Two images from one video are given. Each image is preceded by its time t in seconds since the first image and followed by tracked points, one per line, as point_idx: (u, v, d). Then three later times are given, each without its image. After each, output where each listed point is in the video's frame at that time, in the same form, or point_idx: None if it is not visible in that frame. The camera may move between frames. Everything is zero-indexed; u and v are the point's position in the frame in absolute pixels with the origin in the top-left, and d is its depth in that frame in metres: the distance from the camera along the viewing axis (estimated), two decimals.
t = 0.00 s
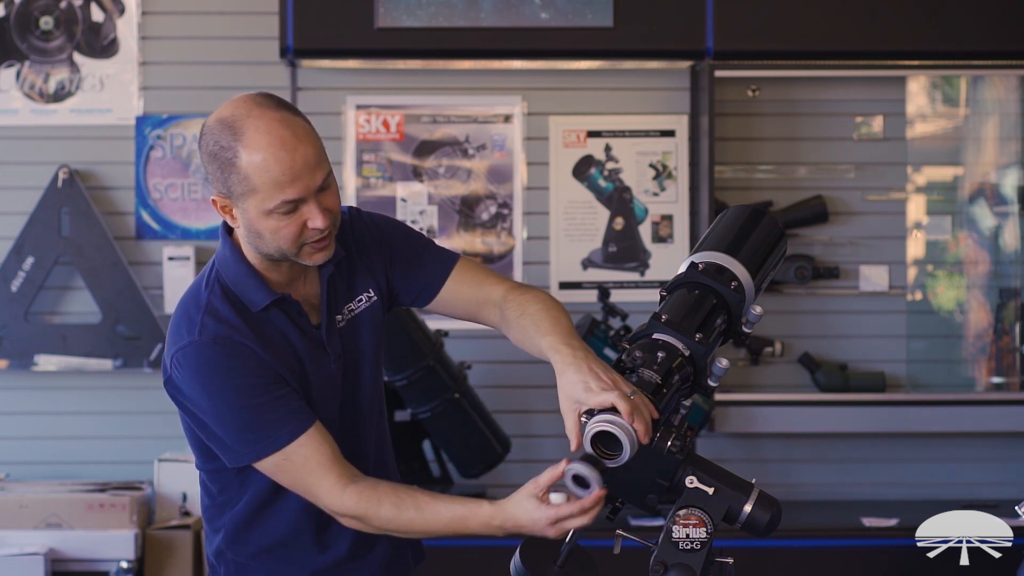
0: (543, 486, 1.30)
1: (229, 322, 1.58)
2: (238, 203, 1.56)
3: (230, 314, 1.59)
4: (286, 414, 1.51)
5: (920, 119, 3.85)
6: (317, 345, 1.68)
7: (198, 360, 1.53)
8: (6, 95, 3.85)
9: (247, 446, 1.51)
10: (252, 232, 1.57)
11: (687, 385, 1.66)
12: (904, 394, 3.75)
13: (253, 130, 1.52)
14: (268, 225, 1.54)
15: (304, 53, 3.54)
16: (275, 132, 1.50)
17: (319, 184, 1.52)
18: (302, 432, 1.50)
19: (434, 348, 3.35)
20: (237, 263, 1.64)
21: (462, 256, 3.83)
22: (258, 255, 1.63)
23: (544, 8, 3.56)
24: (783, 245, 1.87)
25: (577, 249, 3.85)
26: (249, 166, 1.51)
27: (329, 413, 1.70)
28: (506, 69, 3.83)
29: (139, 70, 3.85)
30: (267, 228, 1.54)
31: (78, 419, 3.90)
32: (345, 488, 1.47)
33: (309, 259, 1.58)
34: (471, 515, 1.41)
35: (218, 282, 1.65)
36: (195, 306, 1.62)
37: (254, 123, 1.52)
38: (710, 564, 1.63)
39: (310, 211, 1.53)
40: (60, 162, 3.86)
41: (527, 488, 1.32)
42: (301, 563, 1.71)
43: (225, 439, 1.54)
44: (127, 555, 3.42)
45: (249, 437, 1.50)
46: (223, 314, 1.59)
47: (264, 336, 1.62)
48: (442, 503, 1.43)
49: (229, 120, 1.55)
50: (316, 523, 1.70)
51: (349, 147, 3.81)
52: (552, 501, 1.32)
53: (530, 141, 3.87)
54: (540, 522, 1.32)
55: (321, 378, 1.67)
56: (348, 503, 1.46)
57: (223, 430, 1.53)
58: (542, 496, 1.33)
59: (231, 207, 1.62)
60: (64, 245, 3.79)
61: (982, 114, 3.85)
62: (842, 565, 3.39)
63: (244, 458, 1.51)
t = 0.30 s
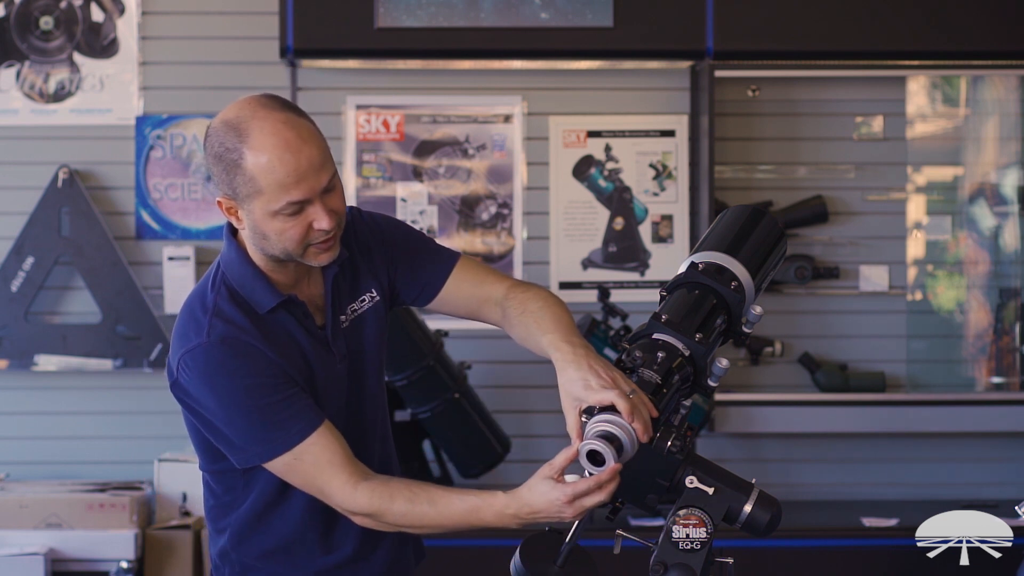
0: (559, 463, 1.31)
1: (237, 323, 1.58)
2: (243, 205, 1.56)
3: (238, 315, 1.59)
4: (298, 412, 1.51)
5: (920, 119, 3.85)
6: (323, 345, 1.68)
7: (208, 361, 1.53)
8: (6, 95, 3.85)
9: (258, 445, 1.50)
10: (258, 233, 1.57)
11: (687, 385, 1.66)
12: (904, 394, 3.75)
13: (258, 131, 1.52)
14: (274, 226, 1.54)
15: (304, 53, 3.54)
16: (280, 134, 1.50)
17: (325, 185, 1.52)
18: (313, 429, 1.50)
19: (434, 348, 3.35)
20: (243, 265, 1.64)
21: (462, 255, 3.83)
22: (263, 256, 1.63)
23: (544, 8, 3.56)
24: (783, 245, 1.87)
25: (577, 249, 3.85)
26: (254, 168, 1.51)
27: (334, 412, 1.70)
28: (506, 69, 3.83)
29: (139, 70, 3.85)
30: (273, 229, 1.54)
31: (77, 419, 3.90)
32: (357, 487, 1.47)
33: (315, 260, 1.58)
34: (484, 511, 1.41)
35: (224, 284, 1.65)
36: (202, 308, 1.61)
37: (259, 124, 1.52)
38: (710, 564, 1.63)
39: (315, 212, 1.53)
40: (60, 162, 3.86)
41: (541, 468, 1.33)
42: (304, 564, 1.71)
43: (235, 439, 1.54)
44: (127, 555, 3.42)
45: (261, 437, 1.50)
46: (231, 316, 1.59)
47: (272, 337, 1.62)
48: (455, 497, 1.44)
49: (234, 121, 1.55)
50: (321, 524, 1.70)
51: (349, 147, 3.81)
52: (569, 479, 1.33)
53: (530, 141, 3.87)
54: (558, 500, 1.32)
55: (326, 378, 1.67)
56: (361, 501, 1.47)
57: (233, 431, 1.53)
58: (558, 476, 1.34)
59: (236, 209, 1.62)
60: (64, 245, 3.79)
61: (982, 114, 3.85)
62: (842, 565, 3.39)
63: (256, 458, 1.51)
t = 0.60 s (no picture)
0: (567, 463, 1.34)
1: (240, 323, 1.58)
2: (246, 206, 1.56)
3: (241, 316, 1.59)
4: (302, 410, 1.51)
5: (920, 119, 3.85)
6: (326, 345, 1.68)
7: (211, 361, 1.53)
8: (6, 95, 3.85)
9: (263, 444, 1.51)
10: (261, 233, 1.57)
11: (687, 385, 1.66)
12: (904, 394, 3.75)
13: (260, 132, 1.52)
14: (277, 227, 1.54)
15: (304, 53, 3.54)
16: (283, 134, 1.50)
17: (327, 185, 1.52)
18: (317, 427, 1.50)
19: (434, 348, 3.35)
20: (245, 265, 1.64)
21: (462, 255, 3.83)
22: (266, 257, 1.63)
23: (544, 8, 3.56)
24: (784, 245, 1.87)
25: (577, 249, 3.85)
26: (256, 168, 1.51)
27: (337, 412, 1.70)
28: (506, 69, 3.83)
29: (139, 70, 3.85)
30: (276, 229, 1.54)
31: (77, 419, 3.90)
32: (363, 484, 1.47)
33: (319, 261, 1.58)
34: (487, 511, 1.41)
35: (227, 285, 1.65)
36: (205, 308, 1.61)
37: (261, 124, 1.52)
38: (710, 565, 1.62)
39: (318, 212, 1.53)
40: (60, 162, 3.86)
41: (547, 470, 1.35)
42: (304, 564, 1.71)
43: (238, 438, 1.54)
44: (127, 555, 3.42)
45: (265, 436, 1.50)
46: (234, 316, 1.59)
47: (275, 337, 1.62)
48: (459, 499, 1.44)
49: (236, 122, 1.55)
50: (321, 523, 1.71)
51: (349, 147, 3.81)
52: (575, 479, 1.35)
53: (530, 141, 3.87)
54: (569, 497, 1.33)
55: (328, 378, 1.67)
56: (368, 498, 1.46)
57: (237, 431, 1.53)
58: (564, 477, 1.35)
59: (239, 210, 1.62)
60: (64, 245, 3.79)
61: (982, 114, 3.85)
62: (842, 565, 3.39)
63: (261, 457, 1.51)
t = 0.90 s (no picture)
0: (570, 463, 1.34)
1: (240, 320, 1.59)
2: (246, 204, 1.56)
3: (241, 313, 1.59)
4: (301, 407, 1.51)
5: (920, 119, 3.85)
6: (327, 344, 1.68)
7: (211, 358, 1.53)
8: (6, 95, 3.85)
9: (262, 441, 1.51)
10: (262, 232, 1.57)
11: (687, 385, 1.66)
12: (904, 394, 3.75)
13: (261, 130, 1.52)
14: (277, 225, 1.54)
15: (304, 53, 3.54)
16: (283, 132, 1.50)
17: (328, 183, 1.52)
18: (316, 425, 1.50)
19: (434, 348, 3.35)
20: (246, 263, 1.64)
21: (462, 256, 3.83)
22: (267, 255, 1.63)
23: (544, 8, 3.56)
24: (784, 245, 1.86)
25: (577, 249, 3.85)
26: (257, 166, 1.51)
27: (338, 411, 1.70)
28: (506, 70, 3.83)
29: (139, 70, 3.85)
30: (276, 227, 1.54)
31: (77, 419, 3.90)
32: (361, 484, 1.47)
33: (319, 260, 1.58)
34: (487, 509, 1.41)
35: (228, 283, 1.65)
36: (205, 306, 1.61)
37: (262, 123, 1.52)
38: (710, 565, 1.62)
39: (319, 210, 1.53)
40: (60, 162, 3.86)
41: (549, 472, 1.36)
42: (301, 564, 1.71)
43: (238, 436, 1.54)
44: (127, 555, 3.42)
45: (265, 434, 1.50)
46: (234, 314, 1.59)
47: (275, 335, 1.62)
48: (459, 499, 1.44)
49: (236, 121, 1.55)
50: (319, 521, 1.71)
51: (349, 147, 3.81)
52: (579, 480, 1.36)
53: (530, 141, 3.87)
54: (574, 499, 1.33)
55: (329, 377, 1.67)
56: (366, 498, 1.46)
57: (237, 428, 1.53)
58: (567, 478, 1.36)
59: (240, 208, 1.62)
60: (64, 245, 3.79)
61: (982, 114, 3.85)
62: (842, 565, 3.39)
63: (260, 454, 1.51)
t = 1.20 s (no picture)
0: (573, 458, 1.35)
1: (243, 320, 1.59)
2: (251, 202, 1.56)
3: (244, 313, 1.59)
4: (304, 408, 1.51)
5: (920, 119, 3.85)
6: (330, 344, 1.68)
7: (214, 358, 1.53)
8: (6, 95, 3.85)
9: (266, 441, 1.51)
10: (266, 231, 1.57)
11: (687, 385, 1.66)
12: (904, 394, 3.75)
13: (266, 128, 1.52)
14: (282, 223, 1.54)
15: (304, 53, 3.54)
16: (288, 131, 1.50)
17: (332, 181, 1.52)
18: (319, 425, 1.50)
19: (434, 348, 3.35)
20: (249, 263, 1.64)
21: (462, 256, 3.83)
22: (270, 254, 1.64)
23: (544, 8, 3.56)
24: (784, 245, 1.86)
25: (577, 249, 3.85)
26: (262, 165, 1.51)
27: (341, 412, 1.70)
28: (506, 70, 3.83)
29: (139, 70, 3.85)
30: (281, 226, 1.54)
31: (77, 419, 3.90)
32: (364, 484, 1.47)
33: (324, 258, 1.58)
34: (489, 509, 1.40)
35: (230, 282, 1.65)
36: (207, 306, 1.61)
37: (266, 121, 1.52)
38: (710, 565, 1.62)
39: (323, 209, 1.53)
40: (60, 162, 3.86)
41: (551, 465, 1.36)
42: (302, 564, 1.70)
43: (240, 436, 1.54)
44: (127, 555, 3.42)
45: (268, 434, 1.50)
46: (237, 314, 1.59)
47: (277, 335, 1.62)
48: (461, 497, 1.44)
49: (240, 119, 1.55)
50: (320, 522, 1.70)
51: (349, 147, 3.81)
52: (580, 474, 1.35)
53: (530, 141, 3.87)
54: (575, 488, 1.33)
55: (332, 377, 1.67)
56: (369, 497, 1.46)
57: (240, 429, 1.53)
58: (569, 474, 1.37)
59: (243, 207, 1.62)
60: (64, 245, 3.79)
61: (982, 114, 3.85)
62: (842, 565, 3.39)
63: (263, 454, 1.51)
